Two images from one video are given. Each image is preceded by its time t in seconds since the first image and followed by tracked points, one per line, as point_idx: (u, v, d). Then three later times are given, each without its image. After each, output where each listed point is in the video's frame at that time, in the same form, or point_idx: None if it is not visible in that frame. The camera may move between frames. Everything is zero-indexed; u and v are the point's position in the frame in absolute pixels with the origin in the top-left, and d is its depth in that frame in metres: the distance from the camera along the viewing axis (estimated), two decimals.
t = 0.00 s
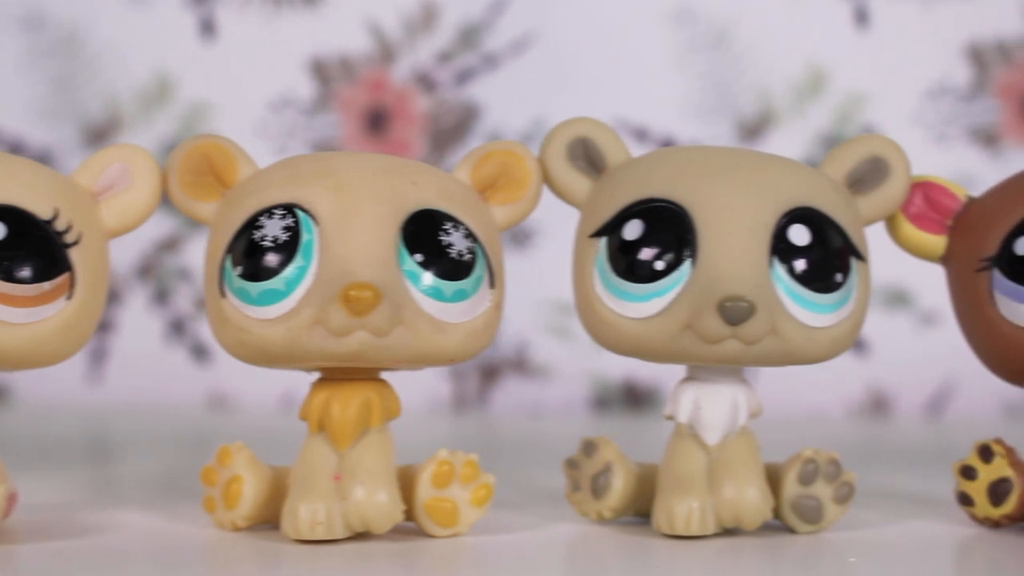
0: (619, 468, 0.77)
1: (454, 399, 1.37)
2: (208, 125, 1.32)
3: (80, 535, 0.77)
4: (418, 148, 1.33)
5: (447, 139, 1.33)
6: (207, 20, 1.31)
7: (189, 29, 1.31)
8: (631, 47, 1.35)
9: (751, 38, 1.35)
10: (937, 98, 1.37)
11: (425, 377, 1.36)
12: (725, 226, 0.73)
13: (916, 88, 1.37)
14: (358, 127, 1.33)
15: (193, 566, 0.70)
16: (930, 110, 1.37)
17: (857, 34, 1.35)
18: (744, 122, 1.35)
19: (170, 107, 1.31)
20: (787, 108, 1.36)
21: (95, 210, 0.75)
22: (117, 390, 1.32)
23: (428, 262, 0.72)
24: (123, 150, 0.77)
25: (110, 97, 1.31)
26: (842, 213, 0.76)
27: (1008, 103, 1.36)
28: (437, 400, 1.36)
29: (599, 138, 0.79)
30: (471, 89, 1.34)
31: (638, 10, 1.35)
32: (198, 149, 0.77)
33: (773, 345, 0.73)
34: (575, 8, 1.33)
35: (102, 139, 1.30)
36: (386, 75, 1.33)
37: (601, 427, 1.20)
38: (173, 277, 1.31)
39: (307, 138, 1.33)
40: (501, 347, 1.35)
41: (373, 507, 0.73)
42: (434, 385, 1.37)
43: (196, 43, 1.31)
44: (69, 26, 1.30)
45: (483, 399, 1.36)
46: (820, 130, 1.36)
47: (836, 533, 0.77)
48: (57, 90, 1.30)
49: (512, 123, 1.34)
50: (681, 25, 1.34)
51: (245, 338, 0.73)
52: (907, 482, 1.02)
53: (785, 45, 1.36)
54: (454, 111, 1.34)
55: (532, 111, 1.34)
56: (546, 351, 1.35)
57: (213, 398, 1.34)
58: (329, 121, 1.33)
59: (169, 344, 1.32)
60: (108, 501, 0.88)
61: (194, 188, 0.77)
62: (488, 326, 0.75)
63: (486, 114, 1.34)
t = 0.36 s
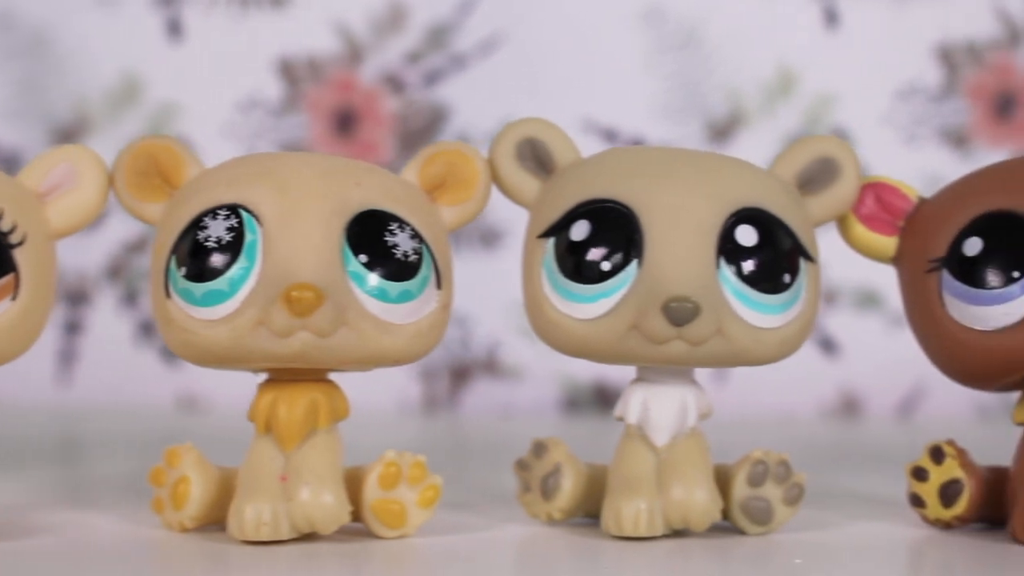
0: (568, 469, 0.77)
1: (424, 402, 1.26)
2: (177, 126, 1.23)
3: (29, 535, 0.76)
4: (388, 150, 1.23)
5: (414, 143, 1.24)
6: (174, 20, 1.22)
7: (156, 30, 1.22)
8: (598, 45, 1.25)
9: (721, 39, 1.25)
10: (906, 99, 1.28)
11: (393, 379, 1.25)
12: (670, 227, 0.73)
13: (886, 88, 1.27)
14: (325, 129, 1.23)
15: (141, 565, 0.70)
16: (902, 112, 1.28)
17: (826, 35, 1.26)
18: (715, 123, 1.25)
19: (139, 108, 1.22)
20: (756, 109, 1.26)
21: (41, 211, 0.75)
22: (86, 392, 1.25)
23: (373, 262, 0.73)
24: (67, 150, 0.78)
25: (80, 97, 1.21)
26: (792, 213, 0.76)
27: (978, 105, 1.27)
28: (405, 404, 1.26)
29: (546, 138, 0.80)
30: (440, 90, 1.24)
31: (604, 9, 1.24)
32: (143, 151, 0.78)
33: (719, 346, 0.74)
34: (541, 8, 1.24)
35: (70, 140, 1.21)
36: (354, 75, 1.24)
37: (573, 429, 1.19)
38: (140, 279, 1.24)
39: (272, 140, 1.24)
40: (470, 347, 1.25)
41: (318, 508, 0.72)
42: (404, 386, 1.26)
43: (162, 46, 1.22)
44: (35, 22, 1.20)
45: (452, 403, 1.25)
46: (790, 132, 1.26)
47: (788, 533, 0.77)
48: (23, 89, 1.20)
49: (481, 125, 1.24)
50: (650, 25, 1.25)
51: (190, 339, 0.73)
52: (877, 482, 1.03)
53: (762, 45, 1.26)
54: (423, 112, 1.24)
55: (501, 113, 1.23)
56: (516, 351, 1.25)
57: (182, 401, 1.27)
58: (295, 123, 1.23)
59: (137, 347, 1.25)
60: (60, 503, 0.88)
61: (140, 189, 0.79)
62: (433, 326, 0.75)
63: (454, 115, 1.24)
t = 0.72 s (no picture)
0: (518, 470, 0.77)
1: (389, 403, 1.22)
2: (145, 127, 1.20)
3: None
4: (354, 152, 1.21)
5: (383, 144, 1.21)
6: (141, 22, 1.20)
7: (123, 32, 1.20)
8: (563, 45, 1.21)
9: (687, 40, 1.21)
10: (874, 99, 1.22)
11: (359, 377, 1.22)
12: (619, 227, 0.73)
13: (852, 88, 1.22)
14: (292, 131, 1.20)
15: (87, 566, 0.69)
16: (868, 113, 1.22)
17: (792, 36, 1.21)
18: (682, 125, 1.21)
19: (105, 108, 1.20)
20: (722, 110, 1.22)
21: None
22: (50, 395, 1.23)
23: (321, 263, 0.73)
24: (17, 149, 0.77)
25: (46, 97, 1.19)
26: (742, 214, 0.76)
27: (944, 106, 1.22)
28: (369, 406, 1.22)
29: (498, 139, 0.79)
30: (407, 92, 1.20)
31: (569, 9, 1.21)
32: (93, 151, 0.78)
33: (667, 346, 0.74)
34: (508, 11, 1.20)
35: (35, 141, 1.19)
36: (321, 76, 1.21)
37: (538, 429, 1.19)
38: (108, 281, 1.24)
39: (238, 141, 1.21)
40: (435, 347, 1.21)
41: (265, 509, 0.72)
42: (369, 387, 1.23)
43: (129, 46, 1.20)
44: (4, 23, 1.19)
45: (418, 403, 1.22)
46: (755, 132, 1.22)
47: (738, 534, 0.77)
48: None
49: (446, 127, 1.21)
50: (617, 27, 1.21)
51: (138, 340, 0.73)
52: (841, 482, 1.03)
53: (732, 45, 1.22)
54: (389, 114, 1.21)
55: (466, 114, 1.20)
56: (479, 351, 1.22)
57: (146, 402, 1.26)
58: (262, 124, 1.21)
59: (103, 346, 1.24)
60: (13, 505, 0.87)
61: (90, 190, 0.78)
62: (382, 327, 0.75)
63: (419, 117, 1.21)
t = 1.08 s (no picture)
0: (468, 471, 0.77)
1: (352, 404, 1.20)
2: (111, 128, 1.15)
3: None
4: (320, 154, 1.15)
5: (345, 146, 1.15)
6: (107, 23, 1.14)
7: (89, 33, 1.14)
8: (530, 45, 1.16)
9: (653, 41, 1.16)
10: (837, 102, 1.17)
11: (320, 379, 1.20)
12: (568, 228, 0.73)
13: (815, 90, 1.17)
14: (258, 133, 1.15)
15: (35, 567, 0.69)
16: (832, 115, 1.17)
17: (758, 39, 1.16)
18: (645, 127, 1.16)
19: (70, 109, 1.14)
20: (686, 113, 1.16)
21: None
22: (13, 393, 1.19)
23: (271, 263, 0.72)
24: None
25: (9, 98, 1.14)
26: (692, 215, 0.76)
27: (907, 108, 1.17)
28: (332, 407, 1.20)
29: (451, 141, 0.79)
30: (373, 93, 1.15)
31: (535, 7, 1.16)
32: (44, 152, 0.78)
33: (615, 347, 0.74)
34: (470, 11, 1.15)
35: None
36: (288, 77, 1.15)
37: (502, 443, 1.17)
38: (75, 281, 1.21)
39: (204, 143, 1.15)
40: (398, 347, 1.20)
41: (212, 510, 0.72)
42: (331, 387, 1.20)
43: (94, 48, 1.14)
44: None
45: (382, 404, 1.20)
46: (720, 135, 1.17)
47: (686, 537, 0.77)
48: None
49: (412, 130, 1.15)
50: (582, 29, 1.15)
51: (86, 341, 0.72)
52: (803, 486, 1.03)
53: (696, 45, 1.16)
54: (356, 117, 1.15)
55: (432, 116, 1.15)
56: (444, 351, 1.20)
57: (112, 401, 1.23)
58: (228, 126, 1.15)
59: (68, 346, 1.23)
60: None
61: (42, 190, 0.78)
62: (332, 328, 0.75)
63: (385, 120, 1.15)
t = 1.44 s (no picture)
0: (416, 471, 0.77)
1: (316, 404, 1.20)
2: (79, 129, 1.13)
3: None
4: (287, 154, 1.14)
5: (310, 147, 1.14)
6: (75, 23, 1.13)
7: (55, 33, 1.13)
8: (495, 46, 1.15)
9: (618, 41, 1.15)
10: (801, 103, 1.17)
11: (285, 379, 1.20)
12: (516, 229, 0.73)
13: (780, 90, 1.17)
14: (224, 133, 1.14)
15: None
16: (796, 116, 1.17)
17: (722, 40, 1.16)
18: (610, 127, 1.15)
19: (37, 110, 1.13)
20: (651, 114, 1.16)
21: None
22: None
23: (219, 264, 0.72)
24: None
25: None
26: (642, 215, 0.77)
27: (871, 109, 1.17)
28: (296, 407, 1.20)
29: (402, 141, 0.78)
30: (339, 93, 1.14)
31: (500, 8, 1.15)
32: None
33: (562, 348, 0.74)
34: (437, 10, 1.14)
35: None
36: (254, 78, 1.14)
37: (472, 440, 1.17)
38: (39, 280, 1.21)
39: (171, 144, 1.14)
40: (362, 347, 1.21)
41: (158, 512, 0.72)
42: (296, 387, 1.20)
43: (62, 48, 1.13)
44: None
45: (346, 403, 1.20)
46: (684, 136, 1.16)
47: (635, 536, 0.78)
48: None
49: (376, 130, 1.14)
50: (547, 30, 1.15)
51: (34, 342, 0.72)
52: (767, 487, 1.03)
53: (661, 45, 1.16)
54: (323, 118, 1.14)
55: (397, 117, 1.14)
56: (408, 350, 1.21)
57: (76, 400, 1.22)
58: (195, 126, 1.14)
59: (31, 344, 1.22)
60: None
61: None
62: (280, 329, 0.74)
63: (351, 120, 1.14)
